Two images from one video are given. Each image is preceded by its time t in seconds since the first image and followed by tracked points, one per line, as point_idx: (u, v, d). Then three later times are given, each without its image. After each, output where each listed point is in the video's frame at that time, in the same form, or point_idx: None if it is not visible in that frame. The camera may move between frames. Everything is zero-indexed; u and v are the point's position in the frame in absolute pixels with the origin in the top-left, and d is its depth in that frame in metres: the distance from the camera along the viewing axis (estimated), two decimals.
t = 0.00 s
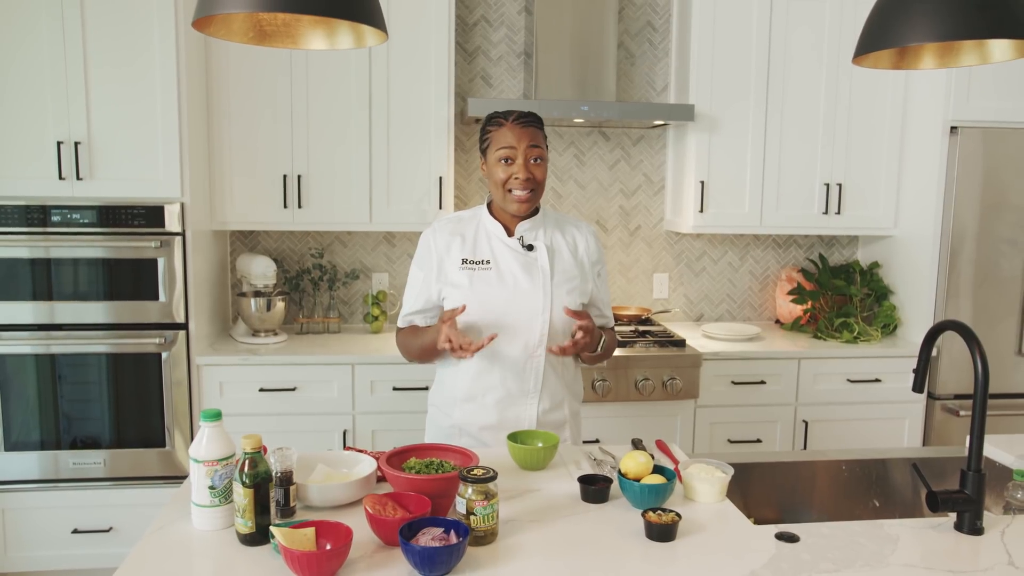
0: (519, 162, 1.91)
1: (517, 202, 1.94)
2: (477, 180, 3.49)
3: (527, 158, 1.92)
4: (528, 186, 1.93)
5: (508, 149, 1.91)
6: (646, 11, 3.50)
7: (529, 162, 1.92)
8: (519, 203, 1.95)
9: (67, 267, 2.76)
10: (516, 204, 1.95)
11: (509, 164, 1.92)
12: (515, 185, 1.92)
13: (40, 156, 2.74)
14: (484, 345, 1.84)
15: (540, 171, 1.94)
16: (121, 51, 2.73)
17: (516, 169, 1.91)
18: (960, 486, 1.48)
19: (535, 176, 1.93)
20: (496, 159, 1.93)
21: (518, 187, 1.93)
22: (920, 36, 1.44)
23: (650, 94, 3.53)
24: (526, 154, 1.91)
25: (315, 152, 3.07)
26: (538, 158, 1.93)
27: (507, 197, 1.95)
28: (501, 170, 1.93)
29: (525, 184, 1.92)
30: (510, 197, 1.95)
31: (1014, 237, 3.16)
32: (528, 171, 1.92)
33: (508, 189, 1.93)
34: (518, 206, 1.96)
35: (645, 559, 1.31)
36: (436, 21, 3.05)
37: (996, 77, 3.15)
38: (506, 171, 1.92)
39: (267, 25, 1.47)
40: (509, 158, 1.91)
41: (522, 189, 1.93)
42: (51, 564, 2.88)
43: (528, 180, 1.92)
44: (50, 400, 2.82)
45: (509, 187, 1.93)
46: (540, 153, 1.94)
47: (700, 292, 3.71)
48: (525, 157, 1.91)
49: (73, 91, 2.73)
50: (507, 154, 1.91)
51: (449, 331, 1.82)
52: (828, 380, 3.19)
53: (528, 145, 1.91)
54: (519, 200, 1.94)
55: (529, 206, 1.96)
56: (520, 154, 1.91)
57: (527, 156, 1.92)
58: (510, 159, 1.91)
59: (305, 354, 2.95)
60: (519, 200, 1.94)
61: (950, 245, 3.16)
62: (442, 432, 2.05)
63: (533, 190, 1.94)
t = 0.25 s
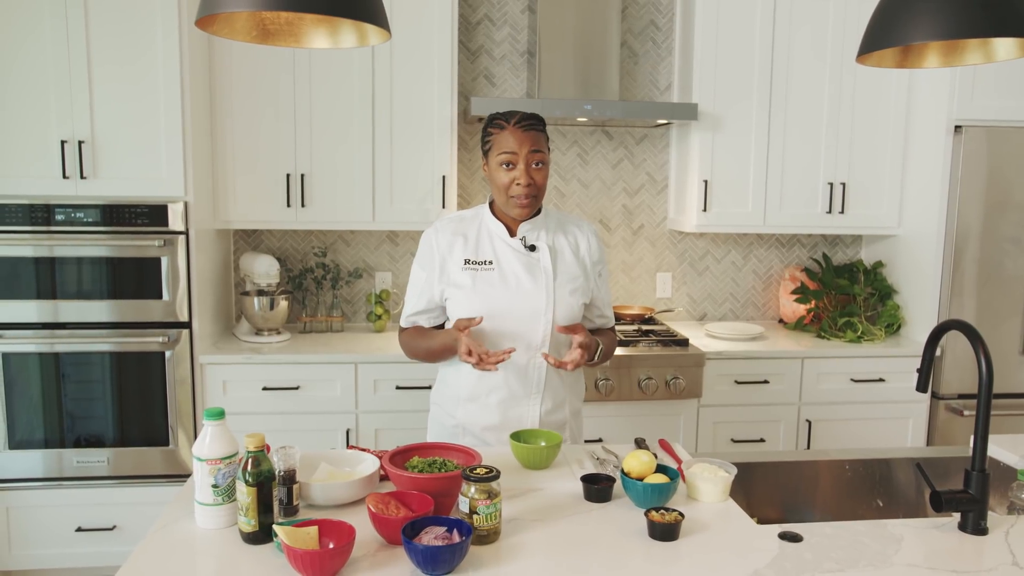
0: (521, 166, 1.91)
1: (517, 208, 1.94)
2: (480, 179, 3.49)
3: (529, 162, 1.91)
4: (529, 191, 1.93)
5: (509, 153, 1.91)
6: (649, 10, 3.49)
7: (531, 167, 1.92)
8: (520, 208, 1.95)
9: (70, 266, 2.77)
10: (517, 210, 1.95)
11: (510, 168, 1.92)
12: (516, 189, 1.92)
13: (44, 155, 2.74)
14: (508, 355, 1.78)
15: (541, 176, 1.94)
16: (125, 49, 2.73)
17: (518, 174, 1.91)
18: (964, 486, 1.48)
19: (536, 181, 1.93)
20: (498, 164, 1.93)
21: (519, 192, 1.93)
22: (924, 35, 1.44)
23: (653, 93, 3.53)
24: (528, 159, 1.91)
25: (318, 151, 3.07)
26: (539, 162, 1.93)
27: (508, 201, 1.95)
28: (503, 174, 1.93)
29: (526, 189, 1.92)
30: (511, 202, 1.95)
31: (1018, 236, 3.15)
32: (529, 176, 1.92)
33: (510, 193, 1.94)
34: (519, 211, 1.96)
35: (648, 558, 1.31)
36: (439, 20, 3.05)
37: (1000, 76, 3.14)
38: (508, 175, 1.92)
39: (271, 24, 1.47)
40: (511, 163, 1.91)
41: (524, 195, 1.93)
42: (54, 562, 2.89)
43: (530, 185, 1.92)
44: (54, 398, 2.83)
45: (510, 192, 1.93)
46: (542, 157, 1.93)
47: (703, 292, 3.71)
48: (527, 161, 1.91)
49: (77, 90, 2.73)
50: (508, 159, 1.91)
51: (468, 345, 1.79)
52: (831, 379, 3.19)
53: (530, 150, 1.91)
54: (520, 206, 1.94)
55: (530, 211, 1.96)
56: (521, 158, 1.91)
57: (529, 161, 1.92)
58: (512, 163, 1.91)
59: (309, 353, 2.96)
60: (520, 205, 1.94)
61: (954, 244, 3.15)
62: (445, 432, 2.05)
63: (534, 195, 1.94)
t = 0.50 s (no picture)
0: (522, 169, 1.91)
1: (519, 211, 1.95)
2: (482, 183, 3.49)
3: (530, 165, 1.91)
4: (530, 194, 1.93)
5: (510, 156, 1.91)
6: (651, 14, 3.50)
7: (532, 169, 1.92)
8: (521, 211, 1.95)
9: (72, 269, 2.77)
10: (518, 212, 1.95)
11: (512, 171, 1.92)
12: (517, 193, 1.93)
13: (46, 158, 2.75)
14: (509, 375, 1.78)
15: (542, 178, 1.94)
16: (128, 53, 2.74)
17: (519, 176, 1.91)
18: (968, 491, 1.47)
19: (537, 183, 1.93)
20: (499, 166, 1.93)
21: (520, 196, 1.93)
22: (928, 39, 1.43)
23: (655, 97, 3.53)
24: (529, 161, 1.91)
25: (320, 154, 3.07)
26: (541, 165, 1.93)
27: (509, 203, 1.96)
28: (504, 177, 1.93)
29: (527, 192, 1.92)
30: (512, 204, 1.95)
31: (1021, 240, 3.14)
32: (530, 179, 1.92)
33: (511, 197, 1.94)
34: (520, 214, 1.96)
35: (649, 563, 1.31)
36: (441, 24, 3.06)
37: (1003, 79, 3.13)
38: (509, 179, 1.92)
39: (272, 28, 1.47)
40: (512, 166, 1.91)
41: (525, 197, 1.93)
42: (55, 565, 2.89)
43: (531, 188, 1.92)
44: (56, 401, 2.83)
45: (511, 194, 1.93)
46: (543, 160, 1.93)
47: (705, 295, 3.70)
48: (528, 164, 1.91)
49: (80, 94, 2.74)
50: (510, 161, 1.91)
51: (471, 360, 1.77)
52: (834, 383, 3.18)
53: (531, 152, 1.91)
54: (522, 208, 1.94)
55: (531, 214, 1.96)
56: (522, 161, 1.91)
57: (530, 163, 1.91)
58: (513, 166, 1.91)
59: (310, 356, 2.96)
60: (521, 209, 1.95)
61: (957, 248, 3.15)
62: (446, 435, 2.04)
63: (535, 197, 1.94)
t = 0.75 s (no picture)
0: (523, 164, 1.91)
1: (519, 205, 1.92)
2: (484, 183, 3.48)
3: (531, 160, 1.91)
4: (531, 189, 1.91)
5: (512, 150, 1.91)
6: (654, 13, 3.49)
7: (534, 165, 1.91)
8: (521, 207, 1.93)
9: (74, 269, 2.77)
10: (518, 208, 1.93)
11: (513, 166, 1.92)
12: (518, 187, 1.91)
13: (48, 158, 2.74)
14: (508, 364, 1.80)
15: (543, 175, 1.93)
16: (130, 52, 2.73)
17: (520, 171, 1.91)
18: (971, 494, 1.46)
19: (538, 180, 1.92)
20: (501, 161, 1.93)
21: (520, 190, 1.91)
22: (932, 39, 1.42)
23: (657, 97, 3.52)
24: (531, 156, 1.91)
25: (322, 154, 3.07)
26: (542, 161, 1.92)
27: (509, 200, 1.94)
28: (505, 172, 1.93)
29: (527, 187, 1.91)
30: (512, 200, 1.93)
31: None
32: (531, 174, 1.91)
33: (511, 192, 1.92)
34: (520, 209, 1.94)
35: (651, 565, 1.30)
36: (443, 24, 3.05)
37: (1007, 80, 3.12)
38: (510, 174, 1.92)
39: (273, 27, 1.47)
40: (513, 160, 1.91)
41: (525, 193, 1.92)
42: (56, 565, 2.89)
43: (532, 183, 1.91)
44: (57, 400, 2.82)
45: (512, 189, 1.92)
46: (544, 156, 1.93)
47: (708, 296, 3.69)
48: (529, 159, 1.90)
49: (81, 93, 2.73)
50: (511, 156, 1.91)
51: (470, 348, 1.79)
52: (836, 384, 3.17)
53: (533, 147, 1.91)
54: (521, 204, 1.92)
55: (532, 209, 1.94)
56: (524, 155, 1.90)
57: (532, 159, 1.91)
58: (514, 160, 1.91)
59: (311, 356, 2.95)
60: (520, 204, 1.92)
61: (959, 249, 3.14)
62: (448, 435, 2.04)
63: (535, 194, 1.93)
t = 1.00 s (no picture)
0: (518, 161, 1.90)
1: (514, 203, 1.92)
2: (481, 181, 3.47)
3: (526, 157, 1.90)
4: (526, 187, 1.91)
5: (508, 147, 1.90)
6: (652, 11, 3.48)
7: (529, 162, 1.90)
8: (516, 204, 1.92)
9: (70, 267, 2.76)
10: (513, 205, 1.93)
11: (508, 163, 1.91)
12: (513, 185, 1.91)
13: (43, 156, 2.73)
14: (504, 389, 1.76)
15: (539, 173, 1.92)
16: (126, 50, 2.72)
17: (515, 168, 1.90)
18: (970, 493, 1.46)
19: (533, 177, 1.91)
20: (497, 158, 1.92)
21: (516, 188, 1.91)
22: (932, 36, 1.42)
23: (655, 95, 3.51)
24: (526, 153, 1.89)
25: (318, 152, 3.06)
26: (538, 158, 1.91)
27: (505, 197, 1.93)
28: (500, 170, 1.92)
29: (522, 183, 1.90)
30: (507, 197, 1.92)
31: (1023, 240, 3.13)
32: (526, 171, 1.90)
33: (507, 189, 1.92)
34: (515, 207, 1.93)
35: (649, 566, 1.29)
36: (440, 22, 3.04)
37: (1005, 79, 3.12)
38: (505, 171, 1.91)
39: (268, 24, 1.46)
40: (508, 157, 1.90)
41: (520, 190, 1.91)
42: (52, 564, 2.88)
43: (527, 180, 1.90)
44: (53, 399, 2.81)
45: (507, 186, 1.91)
46: (540, 153, 1.91)
47: (705, 294, 3.69)
48: (525, 155, 1.89)
49: (77, 91, 2.72)
50: (506, 153, 1.90)
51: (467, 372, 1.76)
52: (834, 383, 3.17)
53: (528, 144, 1.90)
54: (516, 201, 1.91)
55: (527, 208, 1.93)
56: (519, 153, 1.89)
57: (527, 155, 1.90)
58: (510, 157, 1.90)
59: (308, 355, 2.94)
60: (516, 201, 1.91)
61: (958, 248, 3.13)
62: (444, 434, 2.03)
63: (531, 191, 1.92)
